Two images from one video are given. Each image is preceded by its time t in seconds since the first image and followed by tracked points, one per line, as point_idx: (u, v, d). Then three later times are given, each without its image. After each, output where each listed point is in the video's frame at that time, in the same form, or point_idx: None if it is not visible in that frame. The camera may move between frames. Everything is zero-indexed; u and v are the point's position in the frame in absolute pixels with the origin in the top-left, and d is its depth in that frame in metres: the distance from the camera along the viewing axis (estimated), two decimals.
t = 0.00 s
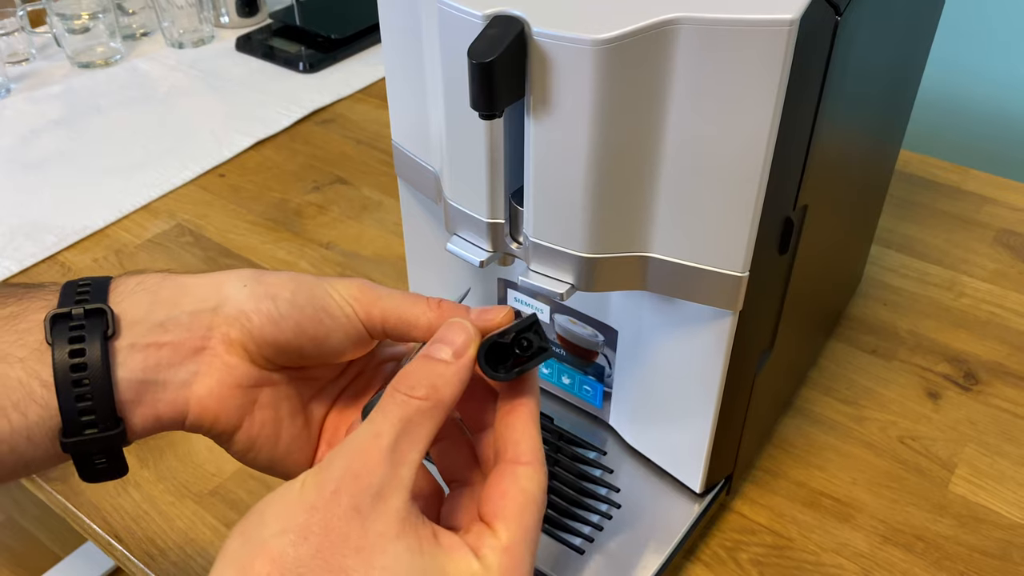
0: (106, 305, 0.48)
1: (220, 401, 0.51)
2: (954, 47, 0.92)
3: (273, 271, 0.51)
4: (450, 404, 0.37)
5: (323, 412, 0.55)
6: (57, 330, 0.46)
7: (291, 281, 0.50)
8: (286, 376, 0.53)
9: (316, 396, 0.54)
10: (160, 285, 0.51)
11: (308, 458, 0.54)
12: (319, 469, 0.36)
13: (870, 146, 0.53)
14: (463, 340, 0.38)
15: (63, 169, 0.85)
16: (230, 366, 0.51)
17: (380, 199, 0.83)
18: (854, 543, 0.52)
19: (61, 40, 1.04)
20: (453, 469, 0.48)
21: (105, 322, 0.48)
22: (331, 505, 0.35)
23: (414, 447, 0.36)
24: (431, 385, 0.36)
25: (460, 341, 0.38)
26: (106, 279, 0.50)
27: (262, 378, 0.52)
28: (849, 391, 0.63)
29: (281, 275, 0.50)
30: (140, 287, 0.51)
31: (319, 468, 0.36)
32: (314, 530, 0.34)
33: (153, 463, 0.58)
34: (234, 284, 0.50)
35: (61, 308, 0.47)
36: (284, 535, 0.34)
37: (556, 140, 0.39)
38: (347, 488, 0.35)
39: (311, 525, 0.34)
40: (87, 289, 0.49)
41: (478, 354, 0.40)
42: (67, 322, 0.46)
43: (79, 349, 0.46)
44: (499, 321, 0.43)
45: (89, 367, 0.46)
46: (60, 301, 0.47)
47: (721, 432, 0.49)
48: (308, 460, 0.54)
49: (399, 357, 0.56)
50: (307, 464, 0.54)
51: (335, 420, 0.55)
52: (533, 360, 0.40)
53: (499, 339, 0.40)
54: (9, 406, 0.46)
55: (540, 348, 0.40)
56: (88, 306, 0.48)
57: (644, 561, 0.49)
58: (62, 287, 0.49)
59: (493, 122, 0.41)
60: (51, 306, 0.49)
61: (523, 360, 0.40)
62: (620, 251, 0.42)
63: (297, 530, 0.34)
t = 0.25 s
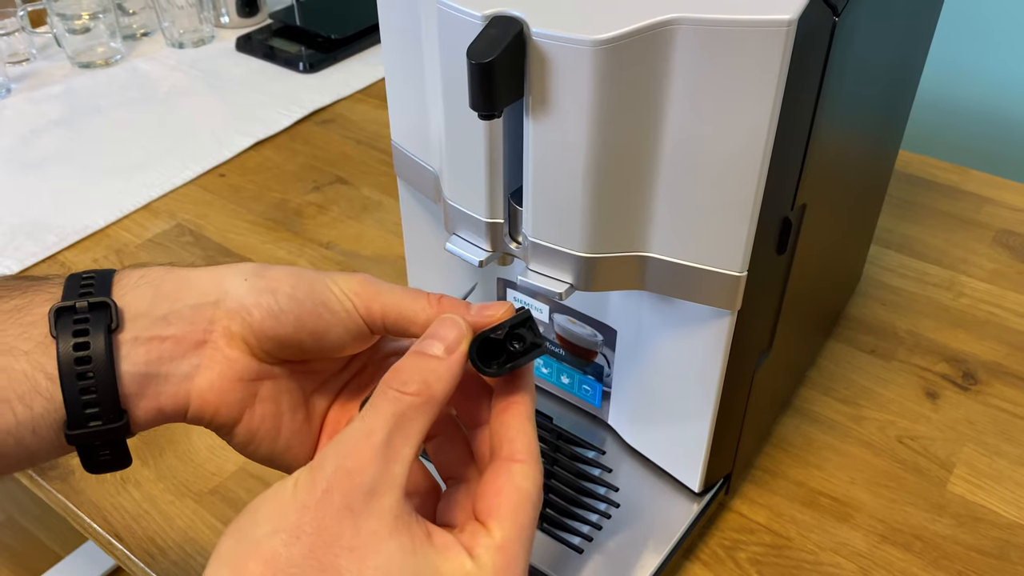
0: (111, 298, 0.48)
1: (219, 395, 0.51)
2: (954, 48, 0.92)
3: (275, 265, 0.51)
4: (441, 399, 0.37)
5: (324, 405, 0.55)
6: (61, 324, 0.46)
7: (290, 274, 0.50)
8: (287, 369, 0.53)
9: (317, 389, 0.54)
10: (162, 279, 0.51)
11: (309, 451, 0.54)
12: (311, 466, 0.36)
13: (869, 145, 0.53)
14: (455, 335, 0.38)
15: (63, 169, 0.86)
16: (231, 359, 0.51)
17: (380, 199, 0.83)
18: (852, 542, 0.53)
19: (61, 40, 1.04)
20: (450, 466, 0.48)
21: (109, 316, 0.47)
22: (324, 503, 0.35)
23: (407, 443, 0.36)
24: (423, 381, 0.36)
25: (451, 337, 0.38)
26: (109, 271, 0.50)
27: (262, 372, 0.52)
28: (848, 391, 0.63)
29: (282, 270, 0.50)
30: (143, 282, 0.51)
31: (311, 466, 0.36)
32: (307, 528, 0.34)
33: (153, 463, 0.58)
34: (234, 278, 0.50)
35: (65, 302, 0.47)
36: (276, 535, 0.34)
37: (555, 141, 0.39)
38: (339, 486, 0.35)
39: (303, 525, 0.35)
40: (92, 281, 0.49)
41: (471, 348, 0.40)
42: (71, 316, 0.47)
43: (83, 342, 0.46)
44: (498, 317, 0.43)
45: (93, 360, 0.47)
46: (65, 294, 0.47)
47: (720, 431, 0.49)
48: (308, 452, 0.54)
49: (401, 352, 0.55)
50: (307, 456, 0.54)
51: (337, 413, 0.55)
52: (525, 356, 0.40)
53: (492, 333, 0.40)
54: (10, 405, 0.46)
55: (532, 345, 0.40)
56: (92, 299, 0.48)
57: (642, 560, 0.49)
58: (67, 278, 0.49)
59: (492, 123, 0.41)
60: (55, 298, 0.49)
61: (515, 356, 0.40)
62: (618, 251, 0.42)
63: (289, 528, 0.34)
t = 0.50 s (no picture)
0: (105, 294, 0.49)
1: (215, 391, 0.51)
2: (953, 47, 0.92)
3: (271, 260, 0.51)
4: (433, 396, 0.37)
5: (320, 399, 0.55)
6: (57, 318, 0.46)
7: (286, 267, 0.50)
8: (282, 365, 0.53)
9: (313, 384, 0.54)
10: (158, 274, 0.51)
11: (305, 444, 0.54)
12: (301, 465, 0.36)
13: (866, 144, 0.53)
14: (449, 334, 0.38)
15: (61, 168, 0.86)
16: (227, 355, 0.51)
17: (378, 198, 0.83)
18: (849, 541, 0.53)
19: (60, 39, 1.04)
20: (444, 464, 0.48)
21: (104, 311, 0.48)
22: (314, 501, 0.35)
23: (398, 441, 0.36)
24: (415, 378, 0.37)
25: (444, 335, 0.38)
26: (105, 268, 0.50)
27: (258, 367, 0.52)
28: (845, 390, 0.63)
29: (278, 265, 0.50)
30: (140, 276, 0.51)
31: (301, 464, 0.36)
32: (297, 529, 0.34)
33: (150, 462, 0.58)
34: (230, 273, 0.50)
35: (60, 297, 0.47)
36: (264, 534, 0.34)
37: (551, 139, 0.39)
38: (328, 484, 0.35)
39: (292, 524, 0.34)
40: (86, 278, 0.49)
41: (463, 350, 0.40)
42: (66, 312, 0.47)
43: (77, 337, 0.46)
44: (495, 313, 0.43)
45: (88, 355, 0.46)
46: (59, 289, 0.48)
47: (716, 430, 0.49)
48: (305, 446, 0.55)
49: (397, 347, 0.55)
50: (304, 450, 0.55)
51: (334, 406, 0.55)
52: (517, 353, 0.40)
53: (485, 334, 0.40)
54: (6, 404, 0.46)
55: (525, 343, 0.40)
56: (87, 295, 0.48)
57: (639, 559, 0.49)
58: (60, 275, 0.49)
59: (487, 121, 0.41)
60: (51, 293, 0.49)
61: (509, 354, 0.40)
62: (614, 250, 0.42)
63: (280, 527, 0.34)
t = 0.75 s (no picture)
0: (106, 293, 0.48)
1: (215, 390, 0.52)
2: (951, 48, 0.92)
3: (271, 258, 0.50)
4: (421, 416, 0.37)
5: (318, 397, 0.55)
6: (59, 321, 0.46)
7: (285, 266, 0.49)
8: (281, 362, 0.53)
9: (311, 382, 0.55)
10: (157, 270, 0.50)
11: (303, 439, 0.55)
12: (290, 477, 0.36)
13: (861, 144, 0.53)
14: (440, 362, 0.39)
15: (60, 169, 0.86)
16: (227, 356, 0.51)
17: (376, 199, 0.83)
18: (844, 541, 0.53)
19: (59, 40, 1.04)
20: (437, 482, 0.48)
21: (107, 312, 0.47)
22: (301, 516, 0.35)
23: (387, 457, 0.36)
24: (407, 396, 0.37)
25: (436, 361, 0.39)
26: (104, 259, 0.50)
27: (258, 365, 0.53)
28: (841, 390, 0.63)
29: (275, 266, 0.49)
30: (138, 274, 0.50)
31: (290, 477, 0.36)
32: (286, 544, 0.34)
33: (147, 462, 0.58)
34: (228, 274, 0.50)
35: (62, 300, 0.46)
36: (254, 549, 0.34)
37: (545, 140, 0.40)
38: (316, 497, 0.35)
39: (282, 539, 0.34)
40: (86, 275, 0.48)
41: (447, 391, 0.39)
42: (68, 314, 0.46)
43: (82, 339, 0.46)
44: (489, 321, 0.43)
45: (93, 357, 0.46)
46: (59, 290, 0.47)
47: (711, 431, 0.49)
48: (303, 441, 0.55)
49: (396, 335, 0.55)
50: (302, 446, 0.55)
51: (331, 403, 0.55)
52: (506, 396, 0.39)
53: (469, 377, 0.38)
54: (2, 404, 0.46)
55: (514, 382, 0.39)
56: (89, 296, 0.47)
57: (634, 559, 0.49)
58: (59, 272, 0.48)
59: (482, 122, 0.41)
60: (53, 293, 0.49)
61: (496, 395, 0.39)
62: (608, 251, 0.43)
63: (268, 544, 0.34)
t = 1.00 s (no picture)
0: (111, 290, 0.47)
1: (222, 381, 0.52)
2: (952, 48, 0.92)
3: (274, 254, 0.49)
4: (428, 428, 0.37)
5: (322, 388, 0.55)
6: (66, 321, 0.45)
7: (291, 262, 0.48)
8: (286, 354, 0.53)
9: (316, 374, 0.55)
10: (162, 265, 0.50)
11: (307, 426, 0.55)
12: (297, 487, 0.36)
13: (862, 145, 0.53)
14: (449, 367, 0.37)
15: (60, 170, 0.86)
16: (232, 351, 0.52)
17: (376, 199, 0.83)
18: (845, 543, 0.53)
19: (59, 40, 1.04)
20: (439, 501, 0.47)
21: (113, 310, 0.47)
22: (308, 529, 0.35)
23: (394, 469, 0.36)
24: (415, 408, 0.36)
25: (444, 369, 0.37)
26: (107, 248, 0.49)
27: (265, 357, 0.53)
28: (842, 391, 0.63)
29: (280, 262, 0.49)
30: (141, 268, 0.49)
31: (297, 489, 0.35)
32: (292, 558, 0.34)
33: (147, 463, 0.58)
34: (234, 271, 0.49)
35: (67, 299, 0.46)
36: (261, 562, 0.34)
37: (547, 141, 0.39)
38: (324, 511, 0.35)
39: (289, 551, 0.34)
40: (90, 270, 0.48)
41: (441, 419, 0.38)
42: (75, 313, 0.46)
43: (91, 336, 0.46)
44: (491, 327, 0.41)
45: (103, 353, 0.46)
46: (64, 288, 0.46)
47: (713, 432, 0.49)
48: (308, 425, 0.55)
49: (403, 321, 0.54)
50: (308, 432, 0.56)
51: (337, 391, 0.55)
52: (501, 425, 0.38)
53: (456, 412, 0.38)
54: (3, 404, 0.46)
55: (509, 410, 0.38)
56: (94, 293, 0.47)
57: (636, 560, 0.49)
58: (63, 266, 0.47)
59: (483, 123, 0.41)
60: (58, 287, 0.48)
61: (491, 423, 0.38)
62: (610, 252, 0.43)
63: (275, 554, 0.34)
